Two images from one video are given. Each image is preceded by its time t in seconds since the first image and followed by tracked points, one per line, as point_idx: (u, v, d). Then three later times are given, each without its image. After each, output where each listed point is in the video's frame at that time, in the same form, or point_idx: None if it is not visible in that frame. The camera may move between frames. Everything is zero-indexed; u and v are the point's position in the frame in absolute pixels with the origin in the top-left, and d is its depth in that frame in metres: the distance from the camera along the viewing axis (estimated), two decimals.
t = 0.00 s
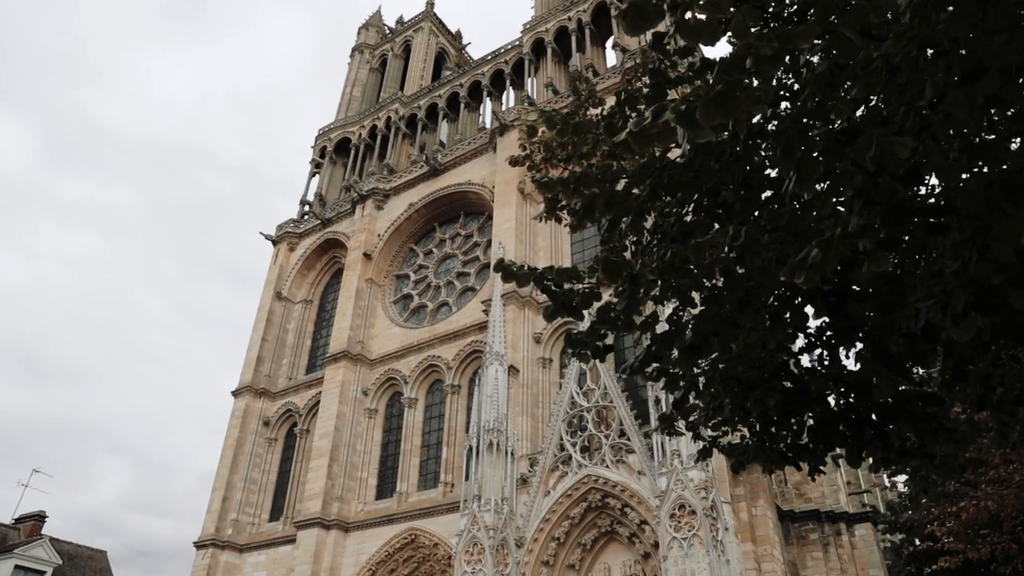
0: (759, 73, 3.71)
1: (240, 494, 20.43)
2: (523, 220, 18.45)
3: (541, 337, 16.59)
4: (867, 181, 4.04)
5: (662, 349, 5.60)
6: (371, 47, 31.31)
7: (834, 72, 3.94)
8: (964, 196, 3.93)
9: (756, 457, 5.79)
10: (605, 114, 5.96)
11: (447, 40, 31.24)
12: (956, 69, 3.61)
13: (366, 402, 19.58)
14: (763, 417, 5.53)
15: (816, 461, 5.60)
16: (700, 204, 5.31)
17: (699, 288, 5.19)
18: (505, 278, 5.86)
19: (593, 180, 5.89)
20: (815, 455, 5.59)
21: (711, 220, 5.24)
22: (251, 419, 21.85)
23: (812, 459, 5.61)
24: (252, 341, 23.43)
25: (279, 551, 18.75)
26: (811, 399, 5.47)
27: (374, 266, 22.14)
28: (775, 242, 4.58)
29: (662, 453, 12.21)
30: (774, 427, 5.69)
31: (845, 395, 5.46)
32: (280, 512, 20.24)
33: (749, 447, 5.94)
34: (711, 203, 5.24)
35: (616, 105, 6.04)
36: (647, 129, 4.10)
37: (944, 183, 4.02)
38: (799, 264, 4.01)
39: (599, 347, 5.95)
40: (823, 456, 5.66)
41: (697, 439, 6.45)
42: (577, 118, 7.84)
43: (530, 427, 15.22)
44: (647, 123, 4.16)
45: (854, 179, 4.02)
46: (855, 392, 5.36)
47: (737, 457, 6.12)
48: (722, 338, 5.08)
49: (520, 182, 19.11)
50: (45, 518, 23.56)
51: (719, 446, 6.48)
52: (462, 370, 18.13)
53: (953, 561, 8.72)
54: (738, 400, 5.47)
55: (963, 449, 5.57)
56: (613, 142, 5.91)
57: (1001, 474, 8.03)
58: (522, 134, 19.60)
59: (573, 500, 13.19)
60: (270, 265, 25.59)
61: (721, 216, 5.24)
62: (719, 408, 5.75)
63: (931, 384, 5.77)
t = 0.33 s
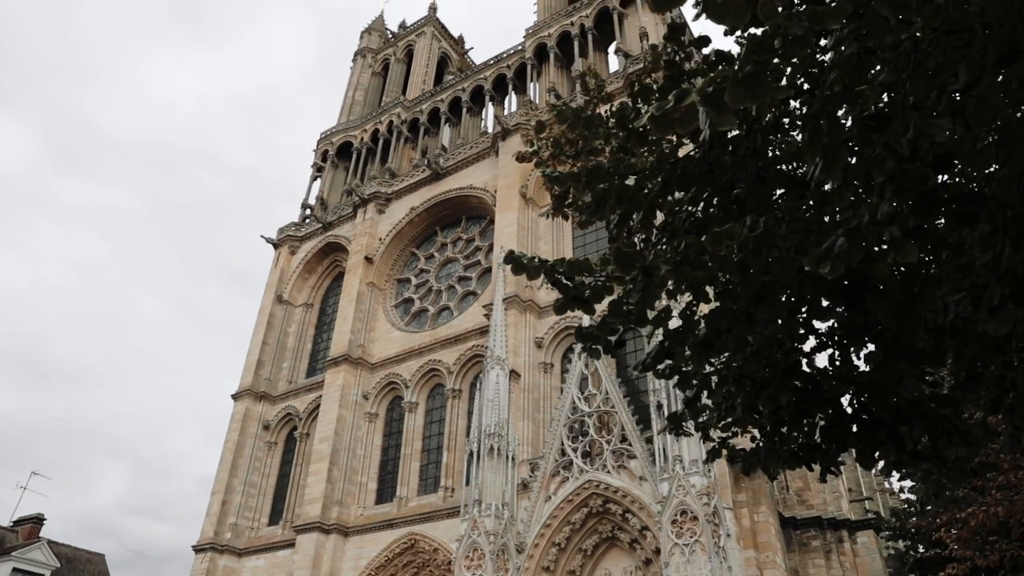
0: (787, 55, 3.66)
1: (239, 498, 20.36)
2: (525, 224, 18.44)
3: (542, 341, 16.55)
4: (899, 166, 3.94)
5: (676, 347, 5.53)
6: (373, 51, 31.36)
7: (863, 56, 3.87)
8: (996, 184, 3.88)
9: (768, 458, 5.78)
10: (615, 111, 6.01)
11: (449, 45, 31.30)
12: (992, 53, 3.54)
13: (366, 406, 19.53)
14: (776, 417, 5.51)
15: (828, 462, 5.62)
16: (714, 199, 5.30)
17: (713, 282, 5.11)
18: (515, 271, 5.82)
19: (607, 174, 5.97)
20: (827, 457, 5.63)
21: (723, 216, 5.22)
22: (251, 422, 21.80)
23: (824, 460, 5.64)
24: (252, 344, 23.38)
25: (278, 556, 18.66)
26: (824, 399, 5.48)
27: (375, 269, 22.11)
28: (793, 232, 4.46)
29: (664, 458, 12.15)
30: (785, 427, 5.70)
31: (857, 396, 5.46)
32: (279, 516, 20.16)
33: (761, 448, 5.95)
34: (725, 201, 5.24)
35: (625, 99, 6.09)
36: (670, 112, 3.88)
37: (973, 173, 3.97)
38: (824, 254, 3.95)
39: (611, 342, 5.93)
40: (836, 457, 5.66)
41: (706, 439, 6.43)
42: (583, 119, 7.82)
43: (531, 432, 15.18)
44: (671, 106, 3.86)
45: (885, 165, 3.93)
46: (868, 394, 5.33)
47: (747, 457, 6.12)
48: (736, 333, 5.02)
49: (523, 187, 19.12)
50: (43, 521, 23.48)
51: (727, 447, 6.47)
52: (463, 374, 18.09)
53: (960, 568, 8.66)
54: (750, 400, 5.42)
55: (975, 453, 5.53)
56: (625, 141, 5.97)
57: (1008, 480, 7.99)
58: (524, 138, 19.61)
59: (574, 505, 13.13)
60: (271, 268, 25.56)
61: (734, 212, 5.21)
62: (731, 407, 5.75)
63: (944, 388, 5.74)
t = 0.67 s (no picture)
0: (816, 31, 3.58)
1: (239, 502, 20.30)
2: (527, 228, 18.44)
3: (544, 345, 16.52)
4: (931, 149, 3.90)
5: (690, 340, 5.39)
6: (376, 55, 31.42)
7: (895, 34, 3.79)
8: None
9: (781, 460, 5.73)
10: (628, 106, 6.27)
11: (452, 50, 31.36)
12: None
13: (366, 410, 19.48)
14: (789, 416, 5.50)
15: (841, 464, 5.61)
16: (720, 190, 5.29)
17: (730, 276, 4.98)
18: (526, 263, 5.92)
19: (618, 167, 5.95)
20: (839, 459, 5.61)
21: (732, 211, 5.24)
22: (251, 426, 21.75)
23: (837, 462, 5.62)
24: (253, 348, 23.36)
25: (277, 560, 18.59)
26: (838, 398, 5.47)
27: (376, 273, 22.09)
28: (814, 223, 4.43)
29: (666, 463, 12.11)
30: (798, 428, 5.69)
31: (871, 397, 5.45)
32: (279, 520, 20.09)
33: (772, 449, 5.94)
34: (738, 195, 5.25)
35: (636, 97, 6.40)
36: (693, 94, 4.00)
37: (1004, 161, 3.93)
38: (850, 241, 3.88)
39: (624, 337, 5.90)
40: (849, 458, 5.65)
41: (716, 440, 6.41)
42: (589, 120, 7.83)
43: (532, 437, 15.15)
44: (694, 86, 3.98)
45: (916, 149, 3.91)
46: (883, 394, 5.31)
47: (757, 459, 6.10)
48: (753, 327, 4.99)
49: (525, 191, 19.12)
50: (41, 524, 23.39)
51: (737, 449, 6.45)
52: (464, 378, 18.06)
53: None
54: (765, 398, 5.40)
55: (988, 457, 5.49)
56: (637, 134, 6.23)
57: (1016, 486, 7.94)
58: (527, 143, 19.65)
59: (576, 510, 13.08)
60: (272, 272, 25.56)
61: (748, 207, 5.25)
62: (745, 407, 5.74)
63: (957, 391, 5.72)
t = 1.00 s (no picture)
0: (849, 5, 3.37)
1: (238, 505, 20.25)
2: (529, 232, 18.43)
3: (546, 350, 16.50)
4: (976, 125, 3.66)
5: (705, 337, 5.34)
6: (378, 60, 31.48)
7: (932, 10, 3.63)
8: None
9: (794, 461, 5.79)
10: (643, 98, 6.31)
11: (455, 54, 31.43)
12: None
13: (367, 414, 19.44)
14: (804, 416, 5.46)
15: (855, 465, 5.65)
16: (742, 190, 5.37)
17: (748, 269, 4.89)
18: (535, 258, 5.88)
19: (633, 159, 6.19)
20: (852, 460, 5.65)
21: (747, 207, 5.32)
22: (251, 429, 21.70)
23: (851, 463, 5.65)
24: (254, 351, 23.32)
25: (276, 564, 18.54)
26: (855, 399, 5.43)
27: (378, 277, 22.09)
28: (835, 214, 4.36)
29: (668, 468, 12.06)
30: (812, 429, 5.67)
31: (886, 398, 5.42)
32: (278, 524, 20.03)
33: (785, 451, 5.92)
34: (752, 190, 5.31)
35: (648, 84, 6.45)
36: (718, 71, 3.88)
37: None
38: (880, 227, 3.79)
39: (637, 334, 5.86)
40: (862, 459, 5.64)
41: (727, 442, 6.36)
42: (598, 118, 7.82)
43: (534, 442, 15.11)
44: (718, 66, 4.01)
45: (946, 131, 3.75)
46: (898, 394, 5.28)
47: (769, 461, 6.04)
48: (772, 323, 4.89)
49: (528, 195, 19.10)
50: (40, 526, 23.34)
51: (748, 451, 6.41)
52: (466, 383, 18.03)
53: None
54: (781, 399, 5.35)
55: (1002, 460, 5.43)
56: (650, 128, 6.27)
57: None
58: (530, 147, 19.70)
59: (577, 516, 13.02)
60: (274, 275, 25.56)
61: (762, 201, 5.29)
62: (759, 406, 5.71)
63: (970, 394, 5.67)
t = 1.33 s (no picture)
0: None
1: (238, 509, 20.18)
2: (532, 237, 18.44)
3: (548, 355, 16.46)
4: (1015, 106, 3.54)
5: (722, 334, 5.25)
6: (381, 64, 31.54)
7: None
8: None
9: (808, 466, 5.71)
10: (659, 93, 6.26)
11: (458, 60, 31.49)
12: None
13: (368, 418, 19.39)
14: (821, 419, 5.45)
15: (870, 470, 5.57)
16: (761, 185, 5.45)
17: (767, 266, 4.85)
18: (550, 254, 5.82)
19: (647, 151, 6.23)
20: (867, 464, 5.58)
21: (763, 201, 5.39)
22: (252, 433, 21.65)
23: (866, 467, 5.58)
24: (254, 354, 23.30)
25: (276, 569, 18.47)
26: (873, 402, 5.40)
27: (380, 281, 22.08)
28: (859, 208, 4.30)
29: (671, 474, 12.02)
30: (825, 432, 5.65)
31: (902, 400, 5.37)
32: (278, 529, 19.96)
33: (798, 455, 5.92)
34: (769, 186, 5.37)
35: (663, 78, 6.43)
36: (746, 49, 3.78)
37: None
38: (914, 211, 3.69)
39: (654, 331, 5.83)
40: (877, 461, 5.62)
41: (740, 444, 6.35)
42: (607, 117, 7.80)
43: (536, 447, 15.06)
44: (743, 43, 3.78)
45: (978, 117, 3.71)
46: (914, 396, 5.33)
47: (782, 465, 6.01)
48: (791, 320, 4.85)
49: (531, 199, 19.10)
50: (39, 529, 23.27)
51: (760, 454, 6.39)
52: (468, 388, 18.00)
53: None
54: (798, 399, 5.34)
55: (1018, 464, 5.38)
56: (665, 123, 6.22)
57: None
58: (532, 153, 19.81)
59: (579, 522, 12.96)
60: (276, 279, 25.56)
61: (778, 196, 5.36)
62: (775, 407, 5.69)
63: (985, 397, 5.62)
